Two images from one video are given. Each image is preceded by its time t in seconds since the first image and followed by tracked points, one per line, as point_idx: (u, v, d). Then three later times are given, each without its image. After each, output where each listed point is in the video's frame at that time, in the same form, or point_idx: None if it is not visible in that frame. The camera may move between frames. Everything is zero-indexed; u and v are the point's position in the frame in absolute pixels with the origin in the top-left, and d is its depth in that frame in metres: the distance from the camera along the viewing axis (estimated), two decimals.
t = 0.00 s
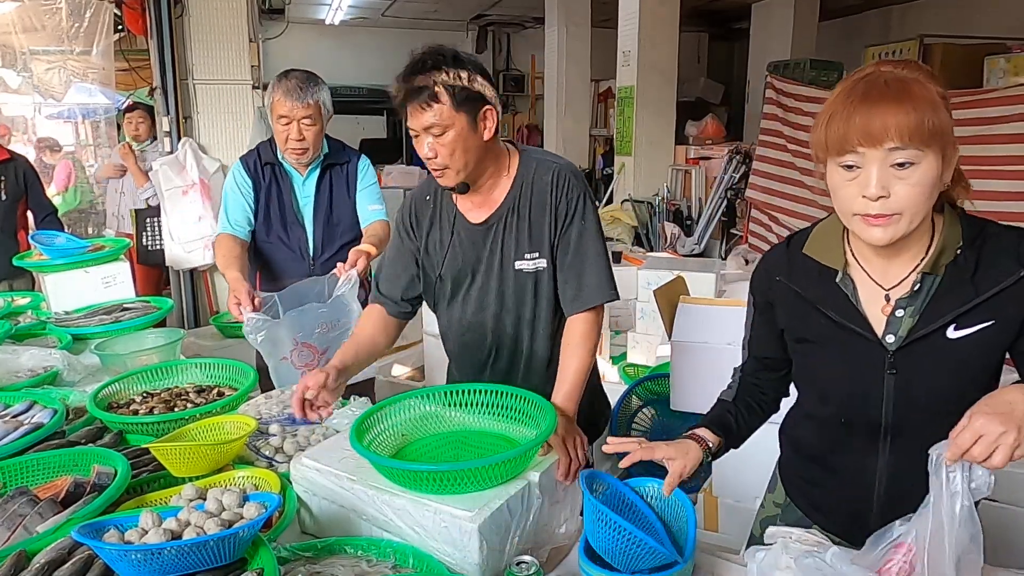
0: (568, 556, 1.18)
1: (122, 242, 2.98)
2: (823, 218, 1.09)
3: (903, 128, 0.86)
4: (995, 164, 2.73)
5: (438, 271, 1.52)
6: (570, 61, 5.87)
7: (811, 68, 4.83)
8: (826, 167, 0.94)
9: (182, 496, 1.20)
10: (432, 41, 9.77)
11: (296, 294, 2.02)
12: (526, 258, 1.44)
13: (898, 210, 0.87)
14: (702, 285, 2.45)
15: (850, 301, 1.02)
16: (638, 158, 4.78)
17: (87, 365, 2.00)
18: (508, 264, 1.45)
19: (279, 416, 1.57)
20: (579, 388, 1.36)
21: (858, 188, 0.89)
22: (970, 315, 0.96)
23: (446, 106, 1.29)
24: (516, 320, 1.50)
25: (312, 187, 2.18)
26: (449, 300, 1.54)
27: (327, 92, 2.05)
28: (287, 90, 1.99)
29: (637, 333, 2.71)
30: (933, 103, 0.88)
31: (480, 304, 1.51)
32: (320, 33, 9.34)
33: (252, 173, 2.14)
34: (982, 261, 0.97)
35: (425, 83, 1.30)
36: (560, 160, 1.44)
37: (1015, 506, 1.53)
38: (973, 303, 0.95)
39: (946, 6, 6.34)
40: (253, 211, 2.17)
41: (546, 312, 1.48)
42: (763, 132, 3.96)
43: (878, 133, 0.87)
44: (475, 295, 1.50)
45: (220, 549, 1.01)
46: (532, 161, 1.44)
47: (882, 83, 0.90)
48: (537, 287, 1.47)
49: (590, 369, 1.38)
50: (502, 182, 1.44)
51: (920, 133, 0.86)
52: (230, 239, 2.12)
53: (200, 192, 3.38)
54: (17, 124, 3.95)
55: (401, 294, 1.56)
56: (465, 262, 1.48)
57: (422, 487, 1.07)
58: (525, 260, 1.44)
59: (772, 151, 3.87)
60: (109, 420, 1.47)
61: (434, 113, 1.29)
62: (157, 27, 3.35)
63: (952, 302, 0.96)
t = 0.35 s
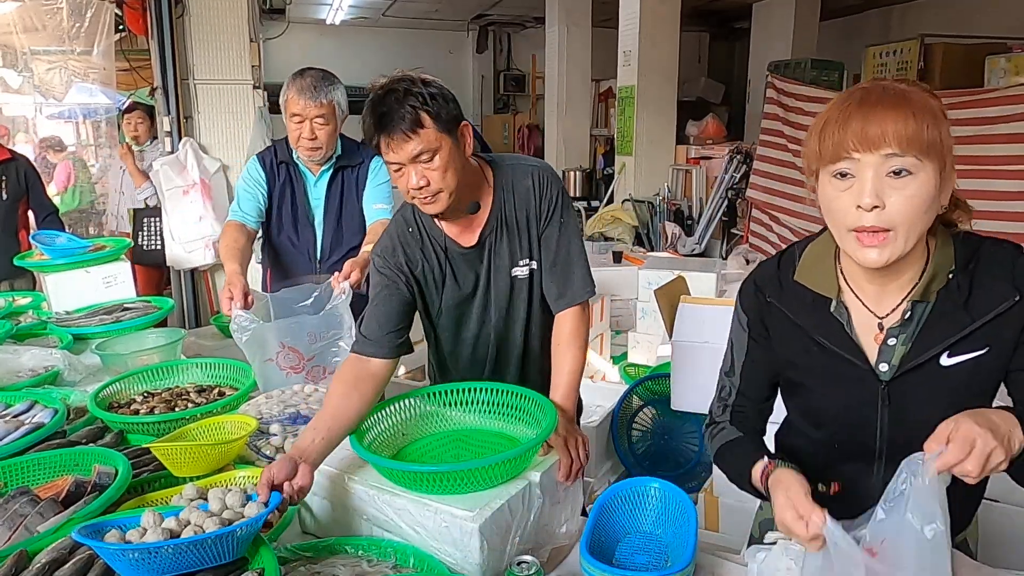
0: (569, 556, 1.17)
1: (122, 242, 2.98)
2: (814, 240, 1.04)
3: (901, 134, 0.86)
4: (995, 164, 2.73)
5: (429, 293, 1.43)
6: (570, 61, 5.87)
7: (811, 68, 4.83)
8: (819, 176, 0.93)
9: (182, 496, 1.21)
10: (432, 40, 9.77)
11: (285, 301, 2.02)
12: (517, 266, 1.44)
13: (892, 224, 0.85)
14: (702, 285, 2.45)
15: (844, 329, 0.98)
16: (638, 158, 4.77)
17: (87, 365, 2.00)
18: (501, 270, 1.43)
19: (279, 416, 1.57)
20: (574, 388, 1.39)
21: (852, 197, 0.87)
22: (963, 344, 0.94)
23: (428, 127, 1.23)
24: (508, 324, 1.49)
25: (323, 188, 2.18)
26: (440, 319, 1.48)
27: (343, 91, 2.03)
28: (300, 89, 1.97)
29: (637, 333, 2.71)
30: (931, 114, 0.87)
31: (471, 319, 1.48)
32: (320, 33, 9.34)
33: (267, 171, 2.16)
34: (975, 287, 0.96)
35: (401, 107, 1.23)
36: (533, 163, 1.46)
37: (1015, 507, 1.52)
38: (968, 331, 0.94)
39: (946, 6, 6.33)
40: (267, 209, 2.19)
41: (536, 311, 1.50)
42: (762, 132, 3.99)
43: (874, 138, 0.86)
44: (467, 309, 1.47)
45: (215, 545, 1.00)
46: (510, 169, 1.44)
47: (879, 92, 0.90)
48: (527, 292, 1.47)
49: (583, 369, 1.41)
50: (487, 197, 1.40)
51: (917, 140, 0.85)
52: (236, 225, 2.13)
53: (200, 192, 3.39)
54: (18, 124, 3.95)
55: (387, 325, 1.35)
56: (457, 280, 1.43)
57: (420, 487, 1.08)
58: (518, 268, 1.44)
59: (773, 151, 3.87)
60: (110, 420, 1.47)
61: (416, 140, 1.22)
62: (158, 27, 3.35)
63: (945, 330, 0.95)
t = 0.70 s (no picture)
0: (568, 557, 1.17)
1: (122, 242, 2.98)
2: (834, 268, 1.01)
3: (934, 170, 0.81)
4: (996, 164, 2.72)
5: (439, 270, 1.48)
6: (570, 61, 5.87)
7: (811, 68, 4.82)
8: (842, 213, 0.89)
9: (183, 496, 1.26)
10: (432, 40, 9.78)
11: (285, 305, 2.03)
12: (528, 254, 1.44)
13: (922, 268, 0.81)
14: (702, 285, 2.45)
15: (869, 368, 0.96)
16: (639, 158, 4.77)
17: (87, 365, 2.00)
18: (507, 259, 1.45)
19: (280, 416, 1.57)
20: (578, 388, 1.37)
21: (881, 236, 0.82)
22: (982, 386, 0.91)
23: (440, 101, 1.29)
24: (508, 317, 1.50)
25: (322, 190, 2.18)
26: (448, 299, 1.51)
27: (341, 91, 2.03)
28: (298, 91, 1.96)
29: (637, 333, 2.71)
30: (966, 150, 0.83)
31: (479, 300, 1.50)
32: (320, 33, 9.34)
33: (265, 174, 2.14)
34: (997, 324, 0.92)
35: (424, 81, 1.31)
36: (560, 159, 1.45)
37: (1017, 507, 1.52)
38: (987, 373, 0.91)
39: (947, 6, 6.32)
40: (266, 211, 2.18)
41: (542, 309, 1.48)
42: (763, 131, 3.99)
43: (904, 174, 0.82)
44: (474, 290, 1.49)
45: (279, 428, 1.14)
46: (533, 161, 1.44)
47: (910, 124, 0.86)
48: (533, 286, 1.46)
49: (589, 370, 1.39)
50: (504, 184, 1.42)
51: (949, 176, 0.81)
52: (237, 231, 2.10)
53: (200, 192, 3.39)
54: (18, 124, 3.96)
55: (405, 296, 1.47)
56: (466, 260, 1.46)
57: (419, 488, 1.07)
58: (526, 257, 1.44)
59: (773, 151, 3.87)
60: (110, 420, 1.47)
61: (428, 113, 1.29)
62: (158, 27, 3.36)
63: (965, 369, 0.91)
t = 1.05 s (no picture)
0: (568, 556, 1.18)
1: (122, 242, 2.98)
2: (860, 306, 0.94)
3: (972, 245, 0.74)
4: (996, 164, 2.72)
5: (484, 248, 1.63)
6: (570, 61, 5.87)
7: (811, 68, 4.83)
8: (869, 272, 0.83)
9: (182, 496, 1.26)
10: (432, 40, 9.78)
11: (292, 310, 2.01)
12: (540, 249, 1.46)
13: (953, 342, 0.76)
14: (702, 285, 2.45)
15: (896, 419, 0.92)
16: (638, 158, 4.77)
17: (87, 365, 2.00)
18: (525, 250, 1.49)
19: (279, 416, 1.57)
20: (588, 396, 1.33)
21: (910, 308, 0.77)
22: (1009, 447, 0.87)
23: (477, 93, 1.41)
24: (520, 308, 1.53)
25: (318, 191, 2.18)
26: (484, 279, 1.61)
27: (338, 95, 2.02)
28: (297, 96, 1.94)
29: (637, 333, 2.72)
30: (1011, 217, 0.75)
31: (500, 288, 1.56)
32: (320, 33, 9.34)
33: (261, 175, 2.12)
34: None
35: (474, 68, 1.42)
36: (593, 163, 1.41)
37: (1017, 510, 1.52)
38: None
39: (947, 5, 6.32)
40: (262, 213, 2.15)
41: (550, 308, 1.48)
42: (762, 132, 3.99)
43: (940, 247, 0.75)
44: (499, 276, 1.56)
45: (385, 317, 1.70)
46: (570, 159, 1.44)
47: (951, 185, 0.77)
48: (546, 280, 1.47)
49: (605, 377, 1.34)
50: (539, 173, 1.48)
51: (987, 251, 0.74)
52: (235, 235, 2.07)
53: (200, 192, 3.39)
54: (18, 124, 3.97)
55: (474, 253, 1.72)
56: (499, 240, 1.56)
57: (419, 488, 1.08)
58: (539, 251, 1.46)
59: (773, 151, 3.87)
60: (110, 420, 1.47)
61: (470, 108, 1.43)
62: (157, 27, 3.36)
63: (998, 434, 0.87)
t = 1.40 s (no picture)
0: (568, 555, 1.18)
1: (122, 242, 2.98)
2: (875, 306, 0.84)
3: None
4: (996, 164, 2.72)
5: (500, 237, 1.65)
6: (570, 61, 5.88)
7: (811, 68, 4.83)
8: (908, 296, 0.72)
9: (182, 496, 1.26)
10: (432, 40, 9.78)
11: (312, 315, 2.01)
12: (542, 241, 1.47)
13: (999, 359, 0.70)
14: (703, 285, 2.46)
15: (913, 420, 0.83)
16: (638, 158, 4.77)
17: (87, 365, 2.00)
18: (530, 241, 1.50)
19: (279, 416, 1.57)
20: (588, 395, 1.32)
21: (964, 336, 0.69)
22: None
23: (492, 87, 1.41)
24: (526, 300, 1.54)
25: (313, 194, 2.18)
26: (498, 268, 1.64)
27: (334, 100, 2.02)
28: (294, 100, 1.94)
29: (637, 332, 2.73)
30: None
31: (510, 278, 1.57)
32: (320, 32, 9.34)
33: (258, 178, 2.09)
34: None
35: (491, 61, 1.41)
36: (601, 161, 1.41)
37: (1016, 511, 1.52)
38: None
39: (947, 5, 6.32)
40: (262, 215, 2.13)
41: (555, 301, 1.49)
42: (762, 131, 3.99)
43: (1007, 282, 0.65)
44: (509, 266, 1.57)
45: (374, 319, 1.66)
46: (579, 154, 1.44)
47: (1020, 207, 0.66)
48: (550, 272, 1.48)
49: (604, 374, 1.33)
50: (550, 166, 1.49)
51: None
52: (240, 238, 2.06)
53: (200, 192, 3.39)
54: (19, 124, 3.98)
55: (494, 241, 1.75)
56: (511, 229, 1.58)
57: (418, 488, 1.08)
58: (542, 243, 1.47)
59: (772, 151, 3.87)
60: (110, 420, 1.47)
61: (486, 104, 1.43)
62: (158, 28, 3.36)
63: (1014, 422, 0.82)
